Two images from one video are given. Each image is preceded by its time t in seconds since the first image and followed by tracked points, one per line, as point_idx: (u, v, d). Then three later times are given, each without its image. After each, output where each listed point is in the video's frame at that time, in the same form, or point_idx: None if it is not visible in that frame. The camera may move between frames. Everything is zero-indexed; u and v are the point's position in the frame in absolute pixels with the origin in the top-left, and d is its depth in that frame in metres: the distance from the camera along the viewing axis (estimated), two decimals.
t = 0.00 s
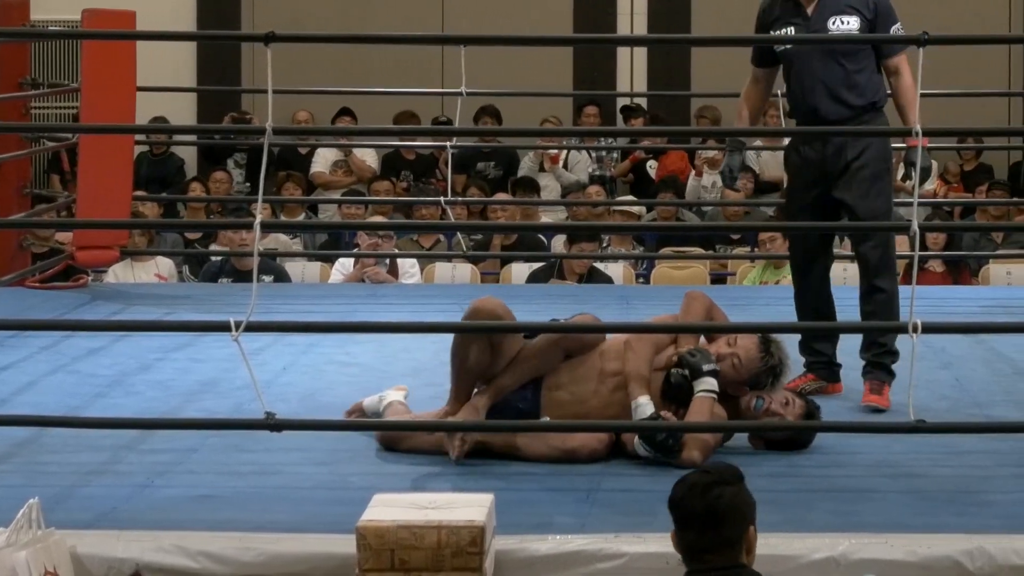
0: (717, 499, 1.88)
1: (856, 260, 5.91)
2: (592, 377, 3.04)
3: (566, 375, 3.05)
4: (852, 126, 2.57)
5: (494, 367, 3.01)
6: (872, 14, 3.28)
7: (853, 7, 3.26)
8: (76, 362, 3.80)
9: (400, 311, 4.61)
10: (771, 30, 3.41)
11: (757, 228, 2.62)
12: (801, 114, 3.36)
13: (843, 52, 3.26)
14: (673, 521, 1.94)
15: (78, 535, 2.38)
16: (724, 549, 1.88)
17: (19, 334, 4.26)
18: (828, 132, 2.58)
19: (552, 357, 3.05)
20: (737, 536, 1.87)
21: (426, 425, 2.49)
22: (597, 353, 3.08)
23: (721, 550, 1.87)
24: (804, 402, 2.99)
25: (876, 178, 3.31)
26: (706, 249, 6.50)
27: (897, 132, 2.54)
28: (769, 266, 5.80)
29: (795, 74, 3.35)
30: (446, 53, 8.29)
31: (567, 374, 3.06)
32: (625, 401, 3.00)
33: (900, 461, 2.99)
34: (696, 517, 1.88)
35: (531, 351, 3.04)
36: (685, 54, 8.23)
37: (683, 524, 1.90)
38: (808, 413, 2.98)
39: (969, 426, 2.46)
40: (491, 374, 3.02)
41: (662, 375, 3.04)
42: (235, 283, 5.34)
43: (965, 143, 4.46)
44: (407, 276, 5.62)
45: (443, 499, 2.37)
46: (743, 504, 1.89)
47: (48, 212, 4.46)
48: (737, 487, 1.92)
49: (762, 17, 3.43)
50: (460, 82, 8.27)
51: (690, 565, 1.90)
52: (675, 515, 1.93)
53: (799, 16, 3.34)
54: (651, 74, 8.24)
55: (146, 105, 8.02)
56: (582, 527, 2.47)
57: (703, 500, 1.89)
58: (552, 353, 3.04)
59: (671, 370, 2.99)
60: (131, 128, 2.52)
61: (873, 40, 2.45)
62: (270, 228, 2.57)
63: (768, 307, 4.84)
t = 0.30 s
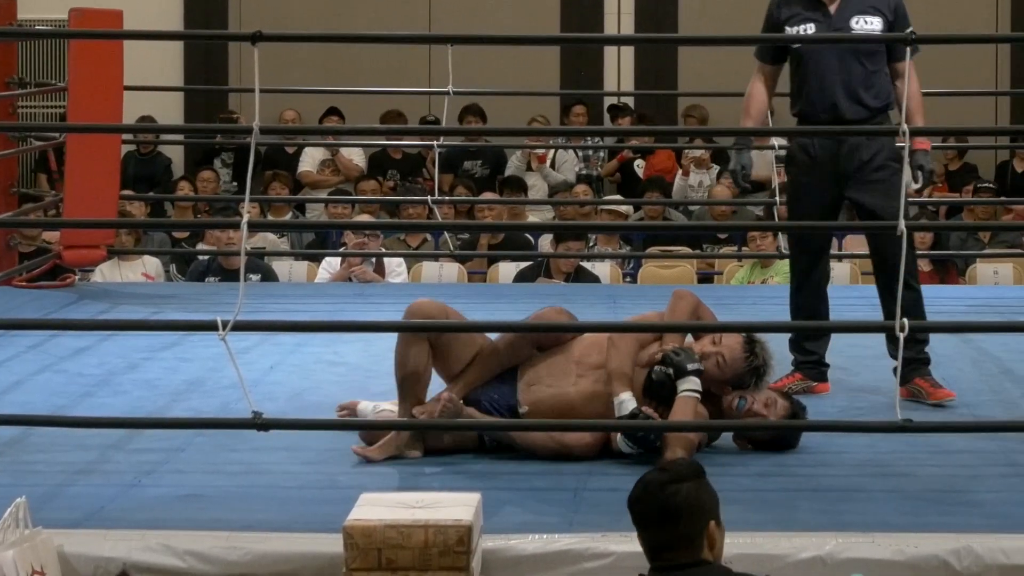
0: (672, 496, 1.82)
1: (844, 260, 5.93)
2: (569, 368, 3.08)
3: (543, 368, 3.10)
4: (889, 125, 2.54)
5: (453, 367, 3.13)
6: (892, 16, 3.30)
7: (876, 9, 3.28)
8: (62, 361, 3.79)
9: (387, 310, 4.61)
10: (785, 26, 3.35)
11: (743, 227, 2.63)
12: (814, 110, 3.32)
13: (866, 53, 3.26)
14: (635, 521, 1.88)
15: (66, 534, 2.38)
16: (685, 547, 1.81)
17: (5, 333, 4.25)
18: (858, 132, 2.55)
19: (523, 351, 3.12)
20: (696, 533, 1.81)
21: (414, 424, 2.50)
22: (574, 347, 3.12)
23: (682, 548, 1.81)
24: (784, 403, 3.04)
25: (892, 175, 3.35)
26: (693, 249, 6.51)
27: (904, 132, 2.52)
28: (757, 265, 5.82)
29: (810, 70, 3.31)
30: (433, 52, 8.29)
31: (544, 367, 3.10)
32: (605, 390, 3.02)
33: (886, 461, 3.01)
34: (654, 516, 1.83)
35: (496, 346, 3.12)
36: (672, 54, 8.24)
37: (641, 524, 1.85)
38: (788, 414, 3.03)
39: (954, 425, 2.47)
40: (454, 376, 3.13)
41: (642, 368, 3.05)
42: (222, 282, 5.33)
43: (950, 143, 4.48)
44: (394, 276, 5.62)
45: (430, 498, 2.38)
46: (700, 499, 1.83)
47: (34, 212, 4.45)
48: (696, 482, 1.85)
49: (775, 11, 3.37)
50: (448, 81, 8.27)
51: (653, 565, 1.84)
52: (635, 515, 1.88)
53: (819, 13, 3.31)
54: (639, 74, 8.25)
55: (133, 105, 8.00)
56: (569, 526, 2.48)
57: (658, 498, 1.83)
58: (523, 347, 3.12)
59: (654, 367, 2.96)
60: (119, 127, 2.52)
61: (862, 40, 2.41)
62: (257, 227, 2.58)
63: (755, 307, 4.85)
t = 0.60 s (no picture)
0: (689, 479, 1.84)
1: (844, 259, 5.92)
2: (564, 363, 3.07)
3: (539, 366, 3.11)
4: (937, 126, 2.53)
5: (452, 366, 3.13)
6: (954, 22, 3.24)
7: (941, 15, 3.22)
8: (63, 361, 3.79)
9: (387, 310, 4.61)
10: (849, 25, 3.25)
11: (743, 227, 2.64)
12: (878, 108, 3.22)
13: (932, 59, 3.20)
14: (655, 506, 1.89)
15: (66, 534, 2.38)
16: (703, 528, 1.83)
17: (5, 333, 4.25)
18: (932, 133, 2.50)
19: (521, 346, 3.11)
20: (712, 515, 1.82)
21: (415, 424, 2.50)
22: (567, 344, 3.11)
23: (701, 530, 1.83)
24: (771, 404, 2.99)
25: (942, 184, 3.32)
26: (693, 248, 6.51)
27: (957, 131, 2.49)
28: (757, 265, 5.82)
29: (875, 69, 3.22)
30: (432, 52, 8.29)
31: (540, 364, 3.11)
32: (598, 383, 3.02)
33: (886, 461, 3.01)
34: (671, 499, 1.85)
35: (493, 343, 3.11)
36: (672, 53, 8.24)
37: (661, 509, 1.86)
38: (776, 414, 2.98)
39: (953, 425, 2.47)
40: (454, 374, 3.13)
41: (637, 368, 3.06)
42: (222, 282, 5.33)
43: (952, 144, 4.48)
44: (394, 276, 5.62)
45: (430, 498, 2.38)
46: (717, 482, 1.84)
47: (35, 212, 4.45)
48: (713, 466, 1.86)
49: (839, 10, 3.26)
50: (448, 81, 8.27)
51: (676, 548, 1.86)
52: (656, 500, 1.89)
53: (886, 14, 3.23)
54: (638, 74, 8.25)
55: (133, 105, 8.00)
56: (569, 527, 2.48)
57: (675, 481, 1.85)
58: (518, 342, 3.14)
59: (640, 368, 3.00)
60: (120, 127, 2.52)
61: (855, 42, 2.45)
62: (257, 227, 2.58)
63: (755, 307, 4.85)
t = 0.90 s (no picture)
0: (743, 472, 1.93)
1: (845, 260, 5.91)
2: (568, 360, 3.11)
3: (544, 365, 3.14)
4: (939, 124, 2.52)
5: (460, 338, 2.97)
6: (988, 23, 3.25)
7: (977, 18, 3.23)
8: (63, 361, 3.79)
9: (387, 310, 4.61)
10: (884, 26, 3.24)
11: (744, 227, 2.64)
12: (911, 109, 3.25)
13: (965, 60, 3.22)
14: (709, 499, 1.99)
15: (66, 534, 2.38)
16: (756, 518, 1.92)
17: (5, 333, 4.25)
18: (935, 132, 2.50)
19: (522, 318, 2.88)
20: (766, 506, 1.91)
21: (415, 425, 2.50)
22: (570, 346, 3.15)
23: (755, 520, 1.91)
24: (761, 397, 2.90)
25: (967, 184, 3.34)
26: (693, 249, 6.51)
27: (977, 132, 2.48)
28: (757, 265, 5.82)
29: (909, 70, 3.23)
30: (432, 51, 8.29)
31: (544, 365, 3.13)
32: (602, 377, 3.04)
33: (887, 461, 3.01)
34: (726, 491, 1.94)
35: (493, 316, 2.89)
36: (672, 53, 8.23)
37: (715, 500, 1.95)
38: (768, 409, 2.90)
39: (953, 425, 2.47)
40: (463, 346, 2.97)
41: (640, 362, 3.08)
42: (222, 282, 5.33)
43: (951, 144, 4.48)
44: (394, 276, 5.63)
45: (429, 498, 2.38)
46: (771, 477, 1.93)
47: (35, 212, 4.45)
48: (766, 462, 1.96)
49: (873, 11, 3.26)
50: (448, 81, 8.27)
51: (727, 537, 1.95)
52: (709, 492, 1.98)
53: (922, 17, 3.23)
54: (638, 73, 8.25)
55: (132, 105, 8.00)
56: (568, 527, 2.48)
57: (730, 474, 1.94)
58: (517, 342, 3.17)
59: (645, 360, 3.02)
60: (120, 127, 2.52)
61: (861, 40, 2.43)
62: (257, 227, 2.58)
63: (756, 307, 4.85)
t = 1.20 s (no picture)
0: (769, 479, 1.94)
1: (844, 260, 5.91)
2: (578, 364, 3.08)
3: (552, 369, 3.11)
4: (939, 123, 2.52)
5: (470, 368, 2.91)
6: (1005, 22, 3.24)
7: (994, 19, 3.22)
8: (63, 361, 3.79)
9: (387, 310, 4.61)
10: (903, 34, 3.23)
11: (746, 227, 2.63)
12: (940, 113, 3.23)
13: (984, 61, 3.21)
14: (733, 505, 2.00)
15: (66, 534, 2.38)
16: (776, 524, 1.93)
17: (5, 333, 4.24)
18: (937, 132, 2.49)
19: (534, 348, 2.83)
20: (788, 511, 1.92)
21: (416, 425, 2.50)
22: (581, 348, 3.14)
23: (776, 526, 1.93)
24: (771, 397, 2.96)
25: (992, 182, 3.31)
26: (692, 249, 6.51)
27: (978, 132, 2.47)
28: (757, 266, 5.83)
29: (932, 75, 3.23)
30: (432, 51, 8.29)
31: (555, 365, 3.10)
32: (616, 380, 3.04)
33: (888, 461, 3.01)
34: (751, 495, 1.94)
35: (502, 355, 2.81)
36: (671, 53, 8.23)
37: (738, 505, 1.96)
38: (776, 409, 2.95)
39: (954, 425, 2.47)
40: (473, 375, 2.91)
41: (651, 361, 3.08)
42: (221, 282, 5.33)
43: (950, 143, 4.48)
44: (394, 276, 5.63)
45: (429, 498, 2.38)
46: (794, 483, 1.95)
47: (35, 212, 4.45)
48: (790, 472, 1.97)
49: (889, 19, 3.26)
50: (448, 82, 8.27)
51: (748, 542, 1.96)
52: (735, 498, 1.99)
53: (936, 23, 3.23)
54: (638, 73, 8.24)
55: (132, 105, 8.00)
56: (569, 527, 2.48)
57: (754, 480, 1.95)
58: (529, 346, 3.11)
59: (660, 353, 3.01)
60: (119, 127, 2.52)
61: (863, 40, 2.43)
62: (257, 227, 2.57)
63: (756, 307, 4.85)
